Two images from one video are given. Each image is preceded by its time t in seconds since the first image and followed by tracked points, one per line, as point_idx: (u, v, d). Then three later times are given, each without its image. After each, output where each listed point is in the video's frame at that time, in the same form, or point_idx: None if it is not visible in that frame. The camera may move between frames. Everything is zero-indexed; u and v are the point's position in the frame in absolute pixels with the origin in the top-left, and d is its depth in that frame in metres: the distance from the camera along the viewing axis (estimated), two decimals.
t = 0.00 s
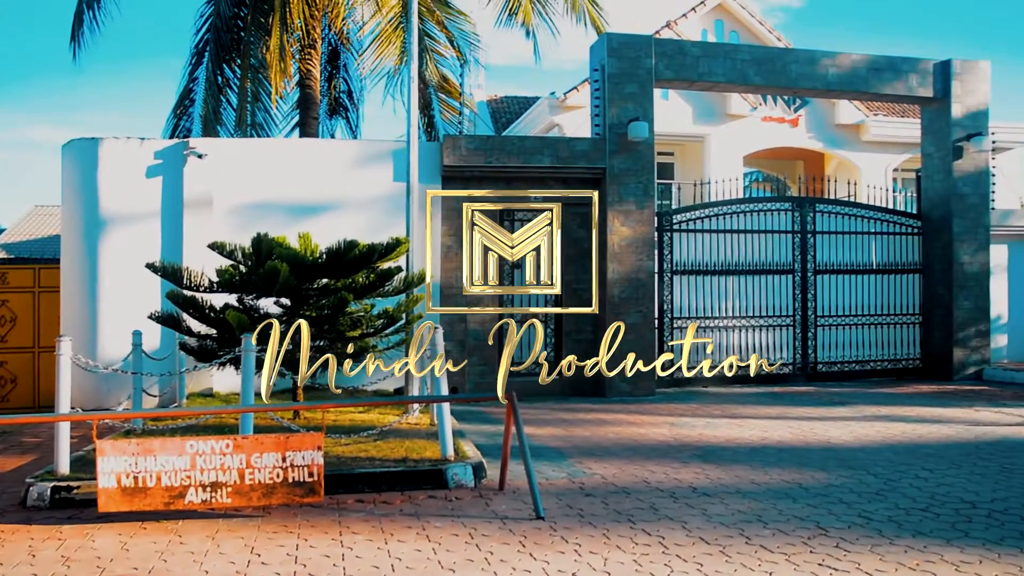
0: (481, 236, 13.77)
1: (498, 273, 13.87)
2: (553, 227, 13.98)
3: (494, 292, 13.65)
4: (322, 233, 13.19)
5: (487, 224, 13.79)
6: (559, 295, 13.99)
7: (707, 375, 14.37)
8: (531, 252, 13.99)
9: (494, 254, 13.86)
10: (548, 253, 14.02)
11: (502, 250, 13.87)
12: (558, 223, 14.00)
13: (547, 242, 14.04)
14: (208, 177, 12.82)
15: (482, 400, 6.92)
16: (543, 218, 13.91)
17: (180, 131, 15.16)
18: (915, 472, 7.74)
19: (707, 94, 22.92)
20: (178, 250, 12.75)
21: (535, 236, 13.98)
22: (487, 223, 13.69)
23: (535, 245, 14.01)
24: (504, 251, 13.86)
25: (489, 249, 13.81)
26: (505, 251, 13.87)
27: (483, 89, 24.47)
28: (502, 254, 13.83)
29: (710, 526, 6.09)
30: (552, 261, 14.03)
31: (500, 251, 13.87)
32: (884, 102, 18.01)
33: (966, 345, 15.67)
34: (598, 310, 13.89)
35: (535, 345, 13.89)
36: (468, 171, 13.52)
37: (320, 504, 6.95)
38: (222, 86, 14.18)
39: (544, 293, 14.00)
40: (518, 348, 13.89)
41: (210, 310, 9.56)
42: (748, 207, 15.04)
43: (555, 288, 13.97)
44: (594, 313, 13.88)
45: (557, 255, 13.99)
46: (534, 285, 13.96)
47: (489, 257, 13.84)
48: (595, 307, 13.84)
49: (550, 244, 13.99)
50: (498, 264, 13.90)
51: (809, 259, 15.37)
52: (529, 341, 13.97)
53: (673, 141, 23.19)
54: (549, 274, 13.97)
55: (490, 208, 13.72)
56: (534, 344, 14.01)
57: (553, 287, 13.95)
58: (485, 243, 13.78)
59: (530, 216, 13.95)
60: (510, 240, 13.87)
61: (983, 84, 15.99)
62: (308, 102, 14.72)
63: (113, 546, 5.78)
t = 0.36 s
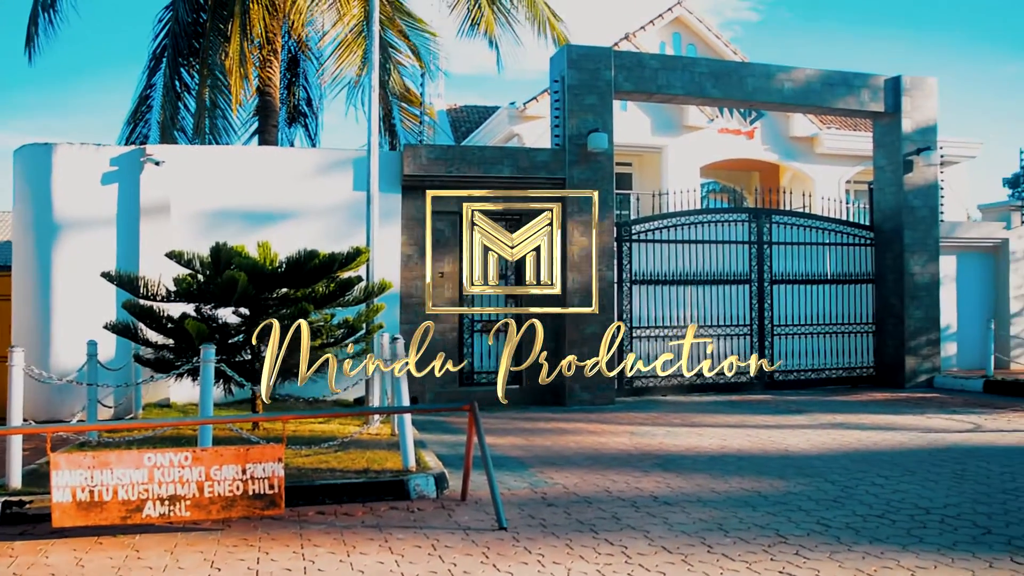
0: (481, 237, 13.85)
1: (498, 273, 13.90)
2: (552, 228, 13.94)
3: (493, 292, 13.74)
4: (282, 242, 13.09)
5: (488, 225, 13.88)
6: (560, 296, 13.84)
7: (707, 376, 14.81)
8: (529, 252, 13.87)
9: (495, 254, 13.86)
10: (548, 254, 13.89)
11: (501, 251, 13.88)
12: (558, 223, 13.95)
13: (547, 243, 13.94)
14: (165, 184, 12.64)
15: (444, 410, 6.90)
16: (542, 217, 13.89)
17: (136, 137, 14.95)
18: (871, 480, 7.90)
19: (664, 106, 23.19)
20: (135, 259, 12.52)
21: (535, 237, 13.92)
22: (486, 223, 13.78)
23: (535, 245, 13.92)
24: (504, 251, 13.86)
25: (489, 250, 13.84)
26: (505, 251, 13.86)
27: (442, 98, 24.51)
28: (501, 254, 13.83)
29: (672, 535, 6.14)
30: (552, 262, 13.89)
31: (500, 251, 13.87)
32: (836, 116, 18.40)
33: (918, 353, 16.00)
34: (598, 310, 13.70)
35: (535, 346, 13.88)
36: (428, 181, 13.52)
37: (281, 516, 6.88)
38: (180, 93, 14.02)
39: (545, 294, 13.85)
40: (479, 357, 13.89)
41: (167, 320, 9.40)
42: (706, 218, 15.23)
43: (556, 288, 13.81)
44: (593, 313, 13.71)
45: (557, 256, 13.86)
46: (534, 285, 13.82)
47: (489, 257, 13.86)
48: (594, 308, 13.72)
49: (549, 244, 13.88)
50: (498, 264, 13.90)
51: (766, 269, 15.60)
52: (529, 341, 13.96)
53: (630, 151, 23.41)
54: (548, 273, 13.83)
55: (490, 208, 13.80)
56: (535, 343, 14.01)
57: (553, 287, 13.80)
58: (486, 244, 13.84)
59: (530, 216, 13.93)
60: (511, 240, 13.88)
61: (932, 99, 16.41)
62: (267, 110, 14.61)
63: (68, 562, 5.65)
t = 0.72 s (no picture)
0: (481, 237, 13.84)
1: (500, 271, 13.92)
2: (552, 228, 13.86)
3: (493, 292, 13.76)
4: (254, 247, 13.00)
5: (488, 224, 13.86)
6: (559, 295, 13.65)
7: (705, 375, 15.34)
8: (530, 252, 13.85)
9: (495, 254, 13.85)
10: (548, 254, 13.83)
11: (501, 250, 13.86)
12: (558, 223, 13.85)
13: (547, 242, 13.89)
14: (135, 188, 12.48)
15: (417, 416, 6.86)
16: (544, 216, 13.83)
17: (103, 141, 14.76)
18: (842, 484, 7.99)
19: (636, 113, 23.34)
20: (104, 264, 12.35)
21: (536, 236, 13.90)
22: (486, 223, 13.76)
23: (535, 245, 13.90)
24: (504, 251, 13.83)
25: (489, 249, 13.85)
26: (505, 250, 13.83)
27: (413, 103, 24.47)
28: (501, 254, 13.82)
29: (646, 540, 6.17)
30: (552, 262, 13.83)
31: (500, 251, 13.85)
32: (805, 123, 18.62)
33: (886, 358, 16.22)
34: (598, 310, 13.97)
35: (533, 349, 13.72)
36: (401, 187, 13.50)
37: (253, 524, 6.81)
38: (150, 97, 13.92)
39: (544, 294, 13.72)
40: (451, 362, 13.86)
41: (137, 326, 9.27)
42: (677, 224, 15.33)
43: (557, 288, 13.70)
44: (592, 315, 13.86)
45: (556, 256, 13.80)
46: (533, 286, 13.74)
47: (489, 256, 13.86)
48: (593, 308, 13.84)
49: (549, 243, 13.84)
50: (498, 264, 13.89)
51: (737, 275, 15.72)
52: (528, 342, 13.78)
53: (603, 158, 23.50)
54: (549, 274, 13.75)
55: (490, 208, 13.77)
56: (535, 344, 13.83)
57: (554, 287, 13.69)
58: (486, 244, 13.85)
59: (530, 216, 13.91)
60: (512, 239, 13.86)
61: (899, 108, 16.67)
62: (239, 114, 14.52)
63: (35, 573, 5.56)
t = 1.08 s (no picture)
0: (481, 237, 13.87)
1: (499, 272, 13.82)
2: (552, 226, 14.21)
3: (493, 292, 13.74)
4: (219, 250, 12.87)
5: (487, 224, 13.92)
6: (558, 295, 14.07)
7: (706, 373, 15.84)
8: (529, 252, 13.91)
9: (495, 254, 13.74)
10: (547, 253, 14.21)
11: (501, 250, 13.74)
12: (558, 223, 14.20)
13: (546, 241, 14.25)
14: (98, 190, 12.27)
15: (385, 420, 6.83)
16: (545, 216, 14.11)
17: (66, 142, 14.52)
18: (804, 486, 8.11)
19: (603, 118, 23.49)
20: (66, 266, 12.13)
21: (536, 236, 14.09)
22: (486, 222, 13.87)
23: (535, 245, 14.06)
24: (504, 251, 13.71)
25: (490, 249, 13.79)
26: (505, 250, 13.70)
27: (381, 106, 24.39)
28: (501, 253, 13.70)
29: (613, 543, 6.21)
30: (552, 262, 14.30)
31: (500, 251, 13.73)
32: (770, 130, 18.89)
33: (848, 362, 16.49)
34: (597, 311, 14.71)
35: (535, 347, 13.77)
36: (369, 190, 13.46)
37: (218, 530, 6.74)
38: (115, 97, 13.75)
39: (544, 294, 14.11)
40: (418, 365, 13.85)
41: (101, 329, 9.13)
42: (643, 228, 15.42)
43: (557, 287, 14.18)
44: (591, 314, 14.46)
45: (555, 255, 14.28)
46: (535, 285, 13.91)
47: (489, 256, 13.80)
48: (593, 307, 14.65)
49: (549, 243, 14.19)
50: (498, 264, 13.79)
51: (702, 280, 15.85)
52: (528, 342, 13.81)
53: (571, 160, 23.52)
54: (550, 274, 14.16)
55: (490, 208, 13.87)
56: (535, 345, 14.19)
57: (553, 287, 14.12)
58: (485, 244, 13.84)
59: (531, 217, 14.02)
60: (512, 239, 13.77)
61: (860, 116, 16.98)
62: (205, 116, 14.39)
63: None
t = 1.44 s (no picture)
0: (481, 236, 13.88)
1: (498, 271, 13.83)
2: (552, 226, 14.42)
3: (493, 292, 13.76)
4: (198, 248, 12.80)
5: (487, 224, 13.89)
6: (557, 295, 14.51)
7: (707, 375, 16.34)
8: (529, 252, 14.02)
9: (494, 253, 13.75)
10: (548, 253, 14.43)
11: (501, 250, 13.77)
12: (557, 224, 14.39)
13: (547, 241, 14.44)
14: (75, 187, 12.14)
15: (365, 419, 6.82)
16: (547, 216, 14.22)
17: (43, 139, 14.37)
18: (781, 484, 8.20)
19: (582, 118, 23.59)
20: (42, 265, 11.97)
21: (537, 236, 14.24)
22: (486, 222, 13.86)
23: (536, 245, 14.22)
24: (504, 251, 13.75)
25: (490, 248, 13.79)
26: (505, 250, 13.75)
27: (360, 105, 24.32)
28: (500, 253, 13.71)
29: (591, 541, 6.25)
30: (551, 261, 14.46)
31: (500, 251, 13.75)
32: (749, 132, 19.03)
33: (825, 361, 16.65)
34: (597, 311, 14.96)
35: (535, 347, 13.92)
36: (349, 189, 13.42)
37: (198, 529, 6.71)
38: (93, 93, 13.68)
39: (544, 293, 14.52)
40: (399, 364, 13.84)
41: (79, 327, 9.05)
42: (626, 229, 15.54)
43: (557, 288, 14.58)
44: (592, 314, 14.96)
45: (555, 254, 14.51)
46: (536, 285, 14.19)
47: (489, 256, 13.81)
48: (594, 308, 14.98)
49: (550, 243, 14.41)
50: (498, 264, 13.82)
51: (680, 280, 16.04)
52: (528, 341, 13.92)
53: (548, 160, 23.47)
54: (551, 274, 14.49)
55: (490, 208, 13.85)
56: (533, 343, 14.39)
57: (554, 287, 14.54)
58: (485, 243, 13.83)
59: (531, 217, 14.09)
60: (512, 239, 13.82)
61: (837, 119, 17.16)
62: (183, 114, 14.30)
63: None
